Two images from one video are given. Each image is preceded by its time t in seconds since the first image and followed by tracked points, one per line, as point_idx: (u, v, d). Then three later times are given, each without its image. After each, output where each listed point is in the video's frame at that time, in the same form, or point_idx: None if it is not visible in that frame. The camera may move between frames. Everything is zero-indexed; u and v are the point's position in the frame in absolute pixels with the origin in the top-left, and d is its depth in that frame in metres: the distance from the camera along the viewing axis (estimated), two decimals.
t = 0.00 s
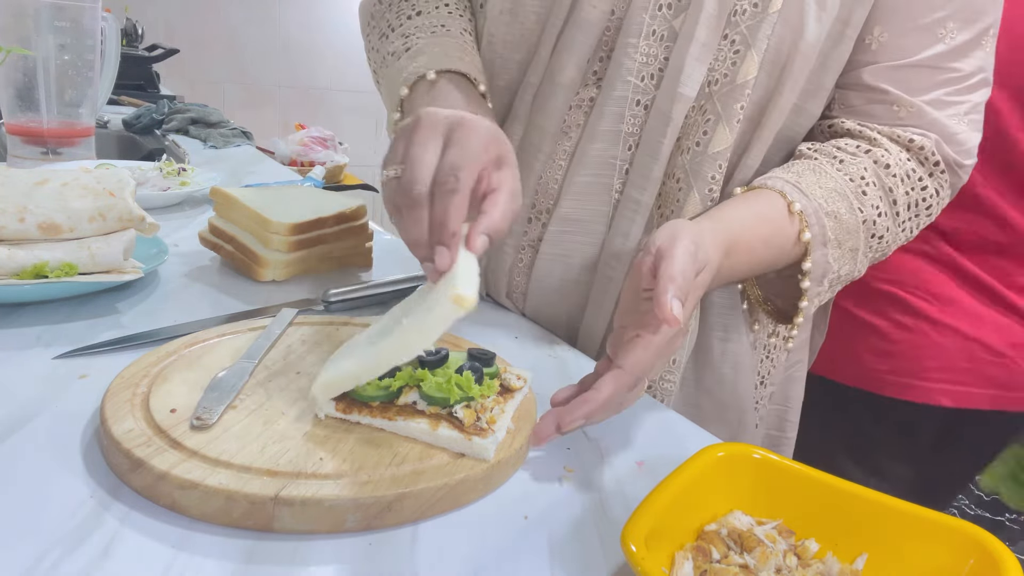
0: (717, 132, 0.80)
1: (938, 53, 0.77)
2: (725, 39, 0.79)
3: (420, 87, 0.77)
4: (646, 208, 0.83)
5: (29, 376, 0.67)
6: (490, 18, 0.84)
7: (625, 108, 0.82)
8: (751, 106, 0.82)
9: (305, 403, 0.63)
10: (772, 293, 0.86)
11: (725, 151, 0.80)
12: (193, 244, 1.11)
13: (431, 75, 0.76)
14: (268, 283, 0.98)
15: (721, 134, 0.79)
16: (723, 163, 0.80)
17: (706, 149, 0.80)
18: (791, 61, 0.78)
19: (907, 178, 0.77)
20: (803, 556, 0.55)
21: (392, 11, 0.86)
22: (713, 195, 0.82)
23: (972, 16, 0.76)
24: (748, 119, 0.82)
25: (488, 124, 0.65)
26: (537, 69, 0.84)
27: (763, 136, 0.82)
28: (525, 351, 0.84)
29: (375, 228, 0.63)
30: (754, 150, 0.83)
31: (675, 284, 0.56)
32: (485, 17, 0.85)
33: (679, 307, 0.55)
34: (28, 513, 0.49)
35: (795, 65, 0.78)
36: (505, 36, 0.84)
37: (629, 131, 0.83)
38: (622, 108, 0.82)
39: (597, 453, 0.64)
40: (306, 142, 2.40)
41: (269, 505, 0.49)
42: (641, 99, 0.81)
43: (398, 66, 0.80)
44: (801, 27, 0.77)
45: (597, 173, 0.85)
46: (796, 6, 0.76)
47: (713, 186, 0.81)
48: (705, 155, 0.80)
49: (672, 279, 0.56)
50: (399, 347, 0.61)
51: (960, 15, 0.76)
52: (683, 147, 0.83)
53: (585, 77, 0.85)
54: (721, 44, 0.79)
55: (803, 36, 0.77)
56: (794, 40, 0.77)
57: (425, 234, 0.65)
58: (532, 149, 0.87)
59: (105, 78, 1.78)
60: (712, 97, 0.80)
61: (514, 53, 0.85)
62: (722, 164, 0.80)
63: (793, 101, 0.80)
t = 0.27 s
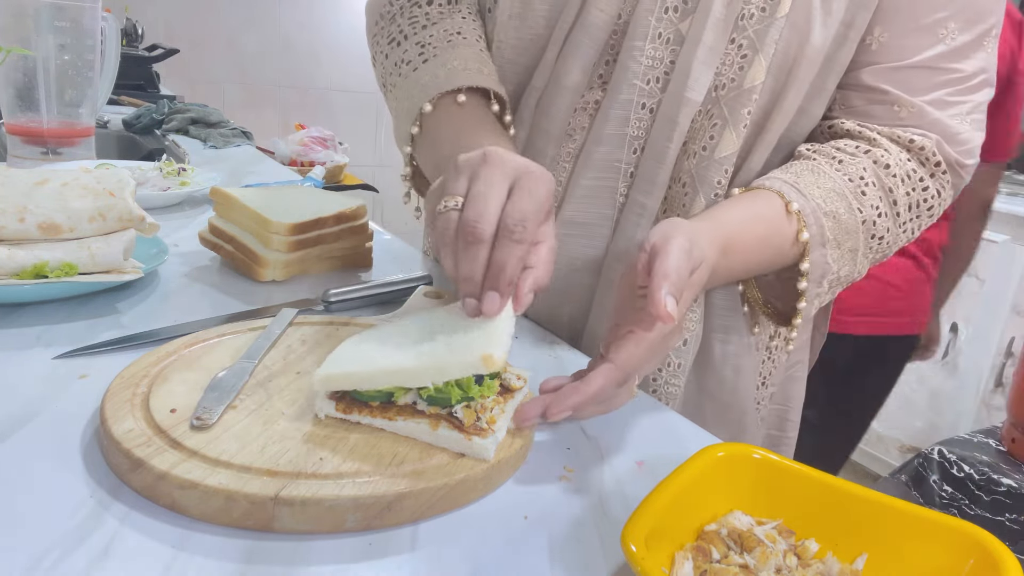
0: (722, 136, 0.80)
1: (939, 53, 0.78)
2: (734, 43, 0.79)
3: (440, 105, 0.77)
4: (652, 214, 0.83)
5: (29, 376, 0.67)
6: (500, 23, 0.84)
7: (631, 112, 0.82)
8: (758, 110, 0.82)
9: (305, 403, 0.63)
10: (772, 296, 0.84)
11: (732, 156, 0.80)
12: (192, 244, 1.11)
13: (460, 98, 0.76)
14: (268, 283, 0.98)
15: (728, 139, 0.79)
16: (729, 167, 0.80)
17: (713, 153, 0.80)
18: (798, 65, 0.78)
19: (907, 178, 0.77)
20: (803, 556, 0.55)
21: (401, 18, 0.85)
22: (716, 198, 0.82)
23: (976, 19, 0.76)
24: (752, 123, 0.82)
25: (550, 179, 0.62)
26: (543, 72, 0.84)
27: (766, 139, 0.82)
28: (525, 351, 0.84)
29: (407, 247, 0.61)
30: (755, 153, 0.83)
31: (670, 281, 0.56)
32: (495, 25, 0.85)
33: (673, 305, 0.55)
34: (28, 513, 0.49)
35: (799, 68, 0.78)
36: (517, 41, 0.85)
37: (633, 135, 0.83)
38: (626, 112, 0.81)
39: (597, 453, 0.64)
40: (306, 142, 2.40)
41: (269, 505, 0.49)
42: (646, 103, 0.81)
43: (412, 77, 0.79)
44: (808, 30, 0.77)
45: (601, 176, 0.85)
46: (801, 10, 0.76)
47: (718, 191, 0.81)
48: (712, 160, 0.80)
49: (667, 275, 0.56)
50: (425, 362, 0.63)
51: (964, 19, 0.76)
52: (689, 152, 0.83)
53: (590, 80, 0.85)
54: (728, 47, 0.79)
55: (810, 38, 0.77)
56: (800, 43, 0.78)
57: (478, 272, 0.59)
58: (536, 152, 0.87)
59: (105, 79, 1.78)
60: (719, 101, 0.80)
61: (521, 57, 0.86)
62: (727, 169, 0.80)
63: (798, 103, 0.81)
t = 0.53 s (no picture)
0: (722, 138, 0.80)
1: (939, 55, 0.78)
2: (733, 44, 0.79)
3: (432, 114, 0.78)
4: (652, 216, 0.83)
5: (29, 376, 0.67)
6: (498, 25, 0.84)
7: (631, 113, 0.81)
8: (758, 111, 0.82)
9: (305, 403, 0.63)
10: (768, 297, 0.84)
11: (731, 158, 0.80)
12: (192, 244, 1.11)
13: (453, 108, 0.78)
14: (268, 283, 0.98)
15: (728, 141, 0.79)
16: (728, 169, 0.80)
17: (712, 155, 0.80)
18: (798, 67, 0.79)
19: (905, 181, 0.77)
20: (803, 557, 0.55)
21: (398, 26, 0.86)
22: (716, 200, 0.82)
23: (976, 20, 0.76)
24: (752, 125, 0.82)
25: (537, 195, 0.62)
26: (543, 74, 0.84)
27: (766, 141, 0.82)
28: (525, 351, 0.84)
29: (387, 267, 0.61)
30: (755, 154, 0.83)
31: (665, 284, 0.56)
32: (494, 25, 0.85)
33: (668, 308, 0.55)
34: (28, 514, 0.49)
35: (799, 70, 0.79)
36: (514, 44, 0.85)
37: (633, 136, 0.83)
38: (627, 113, 0.81)
39: (597, 453, 0.64)
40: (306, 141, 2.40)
41: (270, 505, 0.49)
42: (646, 104, 0.81)
43: (406, 87, 0.80)
44: (808, 33, 0.77)
45: (601, 178, 0.84)
46: (801, 12, 0.77)
47: (718, 193, 0.81)
48: (712, 162, 0.80)
49: (663, 280, 0.56)
50: (429, 362, 0.63)
51: (964, 21, 0.76)
52: (689, 153, 0.83)
53: (590, 82, 0.85)
54: (728, 50, 0.79)
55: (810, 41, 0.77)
56: (800, 46, 0.78)
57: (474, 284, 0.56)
58: (535, 154, 0.87)
59: (105, 79, 1.78)
60: (719, 103, 0.80)
61: (519, 59, 0.86)
62: (727, 171, 0.80)
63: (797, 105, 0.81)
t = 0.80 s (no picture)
0: (721, 140, 0.80)
1: (939, 55, 0.78)
2: (733, 46, 0.79)
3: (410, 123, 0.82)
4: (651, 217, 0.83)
5: (29, 376, 0.67)
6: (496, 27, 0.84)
7: (630, 115, 0.81)
8: (757, 113, 0.82)
9: (305, 403, 0.63)
10: (768, 298, 0.85)
11: (730, 160, 0.80)
12: (192, 244, 1.11)
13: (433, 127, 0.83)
14: (268, 283, 0.98)
15: (727, 143, 0.80)
16: (727, 171, 0.80)
17: (711, 157, 0.80)
18: (797, 69, 0.79)
19: (903, 181, 0.77)
20: (803, 557, 0.55)
21: (391, 34, 0.88)
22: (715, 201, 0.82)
23: (976, 21, 0.76)
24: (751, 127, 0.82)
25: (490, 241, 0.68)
26: (542, 76, 0.84)
27: (765, 142, 0.82)
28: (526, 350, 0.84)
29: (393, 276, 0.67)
30: (755, 154, 0.83)
31: (662, 287, 0.56)
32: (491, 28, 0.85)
33: (665, 311, 0.55)
34: (28, 513, 0.49)
35: (799, 71, 0.79)
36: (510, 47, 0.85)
37: (633, 138, 0.83)
38: (626, 115, 0.81)
39: (597, 453, 0.64)
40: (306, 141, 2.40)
41: (269, 505, 0.49)
42: (646, 106, 0.81)
43: (394, 99, 0.83)
44: (808, 34, 0.77)
45: (601, 179, 0.84)
46: (801, 14, 0.77)
47: (717, 194, 0.81)
48: (711, 164, 0.80)
49: (659, 282, 0.56)
50: (433, 366, 0.62)
51: (964, 21, 0.76)
52: (689, 155, 0.83)
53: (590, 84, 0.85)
54: (727, 51, 0.79)
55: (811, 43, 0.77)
56: (800, 47, 0.78)
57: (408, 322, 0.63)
58: (535, 155, 0.86)
59: (105, 79, 1.78)
60: (718, 105, 0.80)
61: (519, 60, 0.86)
62: (726, 173, 0.80)
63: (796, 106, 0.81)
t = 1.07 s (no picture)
0: (723, 142, 0.80)
1: (938, 55, 0.78)
2: (734, 47, 0.79)
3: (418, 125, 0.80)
4: (653, 219, 0.83)
5: (29, 376, 0.67)
6: (498, 29, 0.84)
7: (631, 117, 0.81)
8: (758, 114, 0.81)
9: (305, 403, 0.63)
10: (769, 298, 0.84)
11: (731, 161, 0.80)
12: (192, 244, 1.11)
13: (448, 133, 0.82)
14: (268, 283, 0.98)
15: (728, 144, 0.80)
16: (728, 173, 0.80)
17: (713, 159, 0.80)
18: (798, 70, 0.79)
19: (903, 180, 0.77)
20: (803, 556, 0.55)
21: (396, 34, 0.86)
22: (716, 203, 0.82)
23: (975, 20, 0.76)
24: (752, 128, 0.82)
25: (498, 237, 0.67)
26: (544, 78, 0.84)
27: (766, 143, 0.83)
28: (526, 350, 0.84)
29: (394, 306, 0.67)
30: (755, 154, 0.83)
31: (659, 289, 0.55)
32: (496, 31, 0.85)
33: (663, 313, 0.55)
34: (28, 514, 0.49)
35: (800, 72, 0.79)
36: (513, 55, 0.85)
37: (634, 140, 0.82)
38: (628, 117, 0.81)
39: (597, 453, 0.64)
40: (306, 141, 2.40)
41: (270, 505, 0.49)
42: (648, 108, 0.81)
43: (402, 101, 0.82)
44: (809, 35, 0.77)
45: (602, 181, 0.84)
46: (802, 15, 0.77)
47: (718, 196, 0.81)
48: (712, 165, 0.80)
49: (659, 284, 0.56)
50: (428, 392, 0.59)
51: (964, 20, 0.76)
52: (690, 157, 0.83)
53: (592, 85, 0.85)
54: (728, 53, 0.79)
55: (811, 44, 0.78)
56: (801, 49, 0.78)
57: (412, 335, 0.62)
58: (536, 157, 0.87)
59: (105, 79, 1.78)
60: (720, 106, 0.80)
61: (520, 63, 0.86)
62: (727, 174, 0.80)
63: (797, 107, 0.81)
